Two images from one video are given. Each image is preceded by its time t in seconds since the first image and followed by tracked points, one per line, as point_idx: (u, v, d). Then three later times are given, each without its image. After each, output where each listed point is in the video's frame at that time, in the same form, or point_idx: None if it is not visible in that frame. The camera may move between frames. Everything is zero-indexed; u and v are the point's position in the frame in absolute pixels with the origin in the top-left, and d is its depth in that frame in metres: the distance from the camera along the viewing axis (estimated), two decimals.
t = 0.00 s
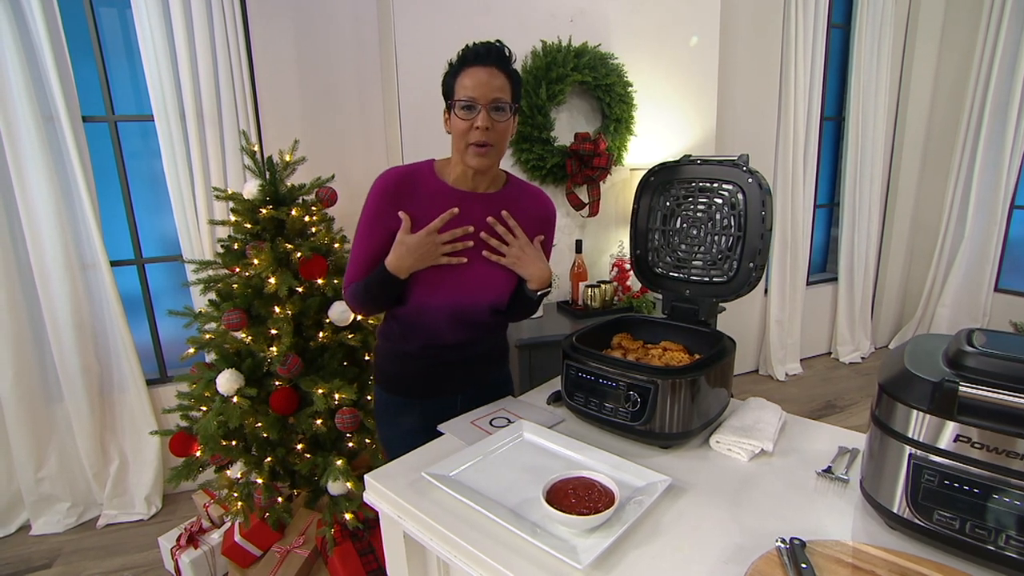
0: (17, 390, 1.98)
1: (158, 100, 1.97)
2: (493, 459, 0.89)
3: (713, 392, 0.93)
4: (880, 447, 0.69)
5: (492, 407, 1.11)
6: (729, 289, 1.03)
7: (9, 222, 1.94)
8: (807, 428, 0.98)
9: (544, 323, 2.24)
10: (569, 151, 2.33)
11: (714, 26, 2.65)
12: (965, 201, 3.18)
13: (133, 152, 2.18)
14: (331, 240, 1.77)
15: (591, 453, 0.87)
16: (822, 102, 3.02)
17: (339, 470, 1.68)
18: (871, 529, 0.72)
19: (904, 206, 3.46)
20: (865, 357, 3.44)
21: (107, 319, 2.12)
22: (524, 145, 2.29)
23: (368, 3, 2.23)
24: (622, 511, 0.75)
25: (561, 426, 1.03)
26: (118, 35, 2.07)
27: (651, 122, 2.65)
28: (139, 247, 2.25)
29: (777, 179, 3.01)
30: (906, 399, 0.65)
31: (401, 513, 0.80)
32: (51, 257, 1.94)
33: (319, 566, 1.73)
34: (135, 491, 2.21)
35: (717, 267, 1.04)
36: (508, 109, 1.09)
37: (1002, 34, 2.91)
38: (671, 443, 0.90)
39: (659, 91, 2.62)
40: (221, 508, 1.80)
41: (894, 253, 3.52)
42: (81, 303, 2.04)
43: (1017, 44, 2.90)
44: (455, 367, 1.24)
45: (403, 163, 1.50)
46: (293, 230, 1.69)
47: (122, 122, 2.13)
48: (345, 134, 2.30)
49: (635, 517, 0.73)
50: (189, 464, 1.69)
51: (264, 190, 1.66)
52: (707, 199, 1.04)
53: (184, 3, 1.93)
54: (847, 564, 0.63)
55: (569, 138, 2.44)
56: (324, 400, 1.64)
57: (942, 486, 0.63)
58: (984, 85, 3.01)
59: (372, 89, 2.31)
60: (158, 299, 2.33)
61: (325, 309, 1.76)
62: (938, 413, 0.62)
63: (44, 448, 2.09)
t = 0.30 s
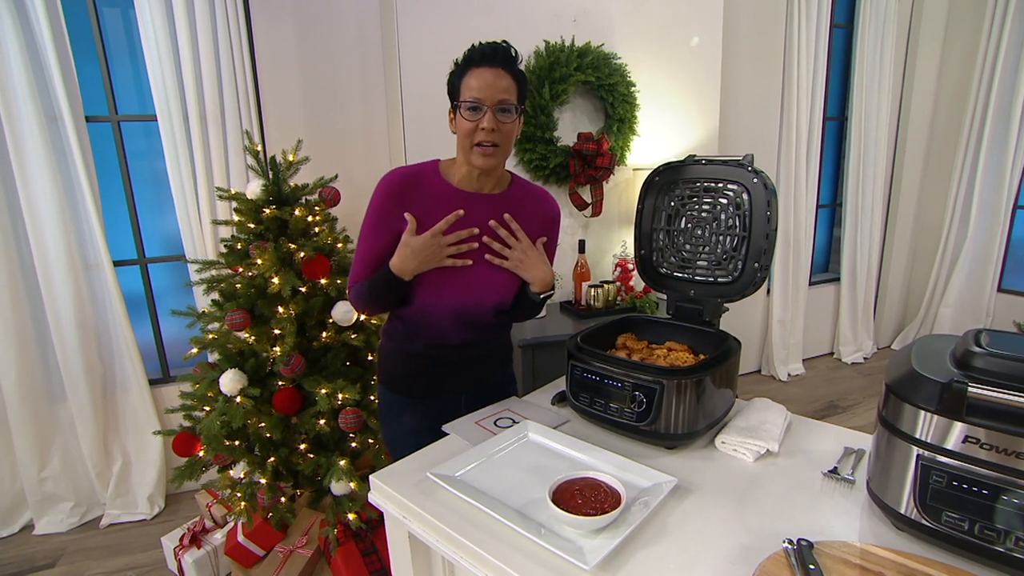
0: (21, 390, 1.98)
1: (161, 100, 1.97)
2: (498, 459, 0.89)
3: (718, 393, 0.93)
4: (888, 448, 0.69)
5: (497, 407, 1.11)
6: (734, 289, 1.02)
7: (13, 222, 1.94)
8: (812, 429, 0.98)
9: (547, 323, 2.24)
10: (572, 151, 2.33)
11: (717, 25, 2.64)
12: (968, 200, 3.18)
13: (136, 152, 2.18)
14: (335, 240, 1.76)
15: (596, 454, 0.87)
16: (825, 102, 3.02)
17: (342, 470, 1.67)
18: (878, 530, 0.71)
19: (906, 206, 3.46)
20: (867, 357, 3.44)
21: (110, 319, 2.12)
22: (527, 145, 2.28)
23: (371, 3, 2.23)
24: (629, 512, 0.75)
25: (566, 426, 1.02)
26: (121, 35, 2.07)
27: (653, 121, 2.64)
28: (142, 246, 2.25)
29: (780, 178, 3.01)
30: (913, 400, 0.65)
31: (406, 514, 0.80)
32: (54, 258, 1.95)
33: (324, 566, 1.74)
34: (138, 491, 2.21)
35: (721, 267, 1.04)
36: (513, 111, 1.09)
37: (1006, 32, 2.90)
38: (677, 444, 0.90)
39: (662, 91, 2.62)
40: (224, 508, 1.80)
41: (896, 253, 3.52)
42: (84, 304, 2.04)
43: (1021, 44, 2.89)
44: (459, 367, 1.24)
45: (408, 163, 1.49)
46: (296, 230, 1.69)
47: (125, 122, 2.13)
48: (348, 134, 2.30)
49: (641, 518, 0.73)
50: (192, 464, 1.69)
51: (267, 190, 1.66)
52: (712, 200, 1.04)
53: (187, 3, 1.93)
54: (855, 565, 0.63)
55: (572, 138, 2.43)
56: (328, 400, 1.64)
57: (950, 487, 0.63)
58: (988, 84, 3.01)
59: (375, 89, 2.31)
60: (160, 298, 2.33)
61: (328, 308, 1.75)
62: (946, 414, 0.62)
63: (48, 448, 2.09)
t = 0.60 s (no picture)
0: (24, 390, 1.99)
1: (165, 100, 1.97)
2: (503, 459, 0.89)
3: (724, 393, 0.93)
4: (895, 449, 0.69)
5: (501, 407, 1.11)
6: (739, 289, 1.02)
7: (16, 222, 1.94)
8: (818, 429, 0.98)
9: (550, 323, 2.24)
10: (575, 151, 2.33)
11: (720, 25, 2.64)
12: (972, 200, 3.17)
13: (139, 152, 2.18)
14: (338, 240, 1.76)
15: (602, 455, 0.87)
16: (828, 101, 3.01)
17: (346, 470, 1.68)
18: (886, 530, 0.71)
19: (909, 206, 3.45)
20: (870, 357, 3.44)
21: (113, 319, 2.12)
22: (530, 145, 2.28)
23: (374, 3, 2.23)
24: (636, 513, 0.75)
25: (571, 426, 1.02)
26: (124, 35, 2.07)
27: (656, 121, 2.64)
28: (145, 247, 2.26)
29: (783, 178, 3.00)
30: (922, 401, 0.65)
31: (412, 514, 0.80)
32: (58, 258, 1.95)
33: (326, 566, 1.75)
34: (141, 490, 2.21)
35: (726, 267, 1.04)
36: (519, 112, 1.09)
37: (1010, 31, 2.89)
38: (683, 444, 0.90)
39: (665, 90, 2.62)
40: (227, 507, 1.80)
41: (899, 253, 3.52)
42: (88, 303, 2.04)
43: None
44: (463, 367, 1.24)
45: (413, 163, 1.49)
46: (300, 230, 1.69)
47: (129, 122, 2.14)
48: (351, 134, 2.30)
49: (647, 519, 0.73)
50: (196, 464, 1.69)
51: (271, 190, 1.66)
52: (717, 200, 1.04)
53: (191, 2, 1.93)
54: (863, 566, 0.63)
55: (575, 138, 2.43)
56: (331, 400, 1.64)
57: (959, 488, 0.63)
58: (992, 83, 3.00)
59: (377, 89, 2.31)
60: (163, 298, 2.33)
61: (332, 308, 1.75)
62: (955, 414, 0.62)
63: (51, 448, 2.10)
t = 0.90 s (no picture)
0: (26, 390, 1.99)
1: (166, 99, 1.97)
2: (508, 460, 0.89)
3: (729, 393, 0.92)
4: (902, 450, 0.69)
5: (505, 407, 1.11)
6: (743, 289, 1.02)
7: (18, 222, 1.94)
8: (823, 429, 0.97)
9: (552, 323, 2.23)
10: (577, 151, 2.33)
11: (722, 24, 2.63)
12: (973, 199, 3.17)
13: (140, 151, 2.18)
14: (340, 240, 1.76)
15: (607, 455, 0.87)
16: (829, 101, 3.01)
17: (348, 470, 1.68)
18: (892, 531, 0.71)
19: (910, 206, 3.45)
20: (871, 357, 3.43)
21: (115, 319, 2.12)
22: (532, 145, 2.28)
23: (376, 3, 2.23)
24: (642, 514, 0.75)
25: (575, 426, 1.02)
26: (126, 35, 2.07)
27: (658, 121, 2.64)
28: (146, 246, 2.25)
29: (785, 177, 3.00)
30: (929, 401, 0.65)
31: (416, 515, 0.80)
32: (59, 258, 1.95)
33: (329, 566, 1.74)
34: (143, 490, 2.21)
35: (731, 267, 1.03)
36: (524, 114, 1.09)
37: (1011, 31, 2.89)
38: (687, 444, 0.90)
39: (667, 90, 2.61)
40: (229, 508, 1.80)
41: (900, 253, 3.51)
42: (89, 304, 2.04)
43: None
44: (467, 366, 1.24)
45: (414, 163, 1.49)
46: (302, 230, 1.69)
47: (130, 121, 2.14)
48: (352, 133, 2.29)
49: (653, 519, 0.72)
50: (197, 464, 1.68)
51: (273, 189, 1.66)
52: (721, 200, 1.04)
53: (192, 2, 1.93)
54: (870, 567, 0.62)
55: (577, 138, 2.43)
56: (334, 400, 1.64)
57: (966, 489, 0.63)
58: (993, 83, 3.00)
59: (379, 89, 2.31)
60: (165, 298, 2.33)
61: (334, 308, 1.75)
62: (962, 415, 0.62)
63: (52, 448, 2.09)
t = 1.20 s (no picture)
0: (24, 390, 1.98)
1: (165, 98, 1.96)
2: (511, 460, 0.88)
3: (732, 393, 0.92)
4: (907, 449, 0.69)
5: (507, 407, 1.11)
6: (745, 289, 1.02)
7: (16, 222, 1.93)
8: (826, 429, 0.97)
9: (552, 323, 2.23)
10: (578, 150, 2.33)
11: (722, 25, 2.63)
12: (972, 200, 3.18)
13: (139, 151, 2.17)
14: (341, 240, 1.75)
15: (611, 455, 0.87)
16: (829, 101, 3.01)
17: (348, 471, 1.67)
18: (897, 531, 0.71)
19: (909, 206, 3.46)
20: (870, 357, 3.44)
21: (114, 319, 2.11)
22: (533, 144, 2.28)
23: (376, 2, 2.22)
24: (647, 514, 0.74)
25: (578, 426, 1.02)
26: (125, 34, 2.06)
27: (658, 120, 2.64)
28: (145, 246, 2.25)
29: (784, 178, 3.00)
30: (934, 401, 0.65)
31: (420, 516, 0.80)
32: (58, 258, 1.94)
33: (331, 567, 1.69)
34: (142, 491, 2.20)
35: (733, 267, 1.03)
36: (529, 118, 1.13)
37: (1010, 32, 2.90)
38: (690, 444, 0.89)
39: (667, 90, 2.61)
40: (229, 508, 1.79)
41: (900, 252, 3.52)
42: (88, 304, 2.03)
43: None
44: (469, 366, 1.23)
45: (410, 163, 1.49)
46: (302, 229, 1.69)
47: (129, 121, 2.13)
48: (352, 133, 2.29)
49: (657, 519, 0.72)
50: (198, 465, 1.68)
51: (273, 189, 1.65)
52: (723, 199, 1.04)
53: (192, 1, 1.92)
54: (876, 567, 0.62)
55: (578, 137, 2.43)
56: (334, 400, 1.64)
57: (972, 489, 0.62)
58: (992, 83, 3.00)
59: (379, 88, 2.31)
60: (164, 298, 2.32)
61: (334, 308, 1.75)
62: (968, 414, 0.62)
63: (51, 449, 2.08)
